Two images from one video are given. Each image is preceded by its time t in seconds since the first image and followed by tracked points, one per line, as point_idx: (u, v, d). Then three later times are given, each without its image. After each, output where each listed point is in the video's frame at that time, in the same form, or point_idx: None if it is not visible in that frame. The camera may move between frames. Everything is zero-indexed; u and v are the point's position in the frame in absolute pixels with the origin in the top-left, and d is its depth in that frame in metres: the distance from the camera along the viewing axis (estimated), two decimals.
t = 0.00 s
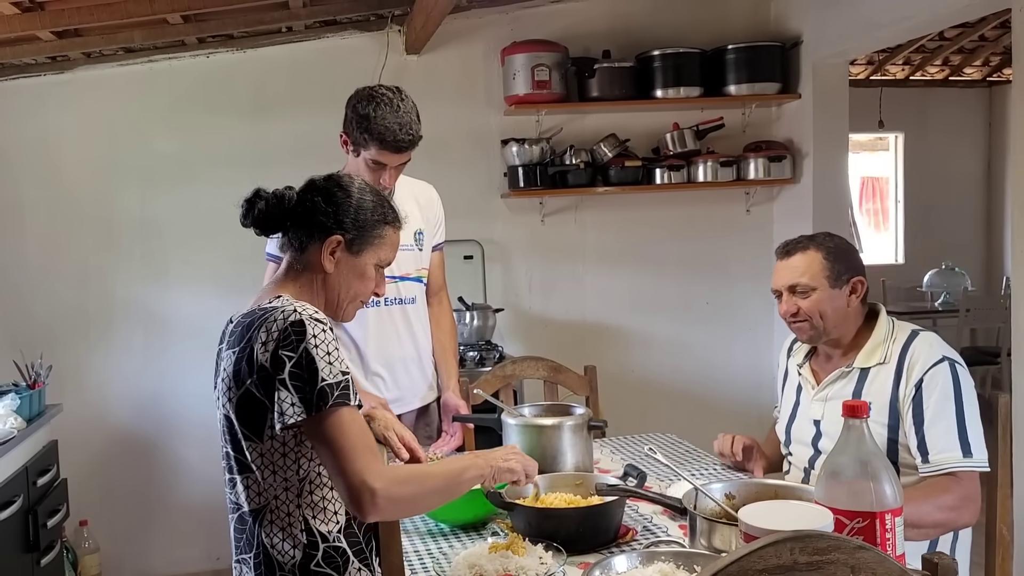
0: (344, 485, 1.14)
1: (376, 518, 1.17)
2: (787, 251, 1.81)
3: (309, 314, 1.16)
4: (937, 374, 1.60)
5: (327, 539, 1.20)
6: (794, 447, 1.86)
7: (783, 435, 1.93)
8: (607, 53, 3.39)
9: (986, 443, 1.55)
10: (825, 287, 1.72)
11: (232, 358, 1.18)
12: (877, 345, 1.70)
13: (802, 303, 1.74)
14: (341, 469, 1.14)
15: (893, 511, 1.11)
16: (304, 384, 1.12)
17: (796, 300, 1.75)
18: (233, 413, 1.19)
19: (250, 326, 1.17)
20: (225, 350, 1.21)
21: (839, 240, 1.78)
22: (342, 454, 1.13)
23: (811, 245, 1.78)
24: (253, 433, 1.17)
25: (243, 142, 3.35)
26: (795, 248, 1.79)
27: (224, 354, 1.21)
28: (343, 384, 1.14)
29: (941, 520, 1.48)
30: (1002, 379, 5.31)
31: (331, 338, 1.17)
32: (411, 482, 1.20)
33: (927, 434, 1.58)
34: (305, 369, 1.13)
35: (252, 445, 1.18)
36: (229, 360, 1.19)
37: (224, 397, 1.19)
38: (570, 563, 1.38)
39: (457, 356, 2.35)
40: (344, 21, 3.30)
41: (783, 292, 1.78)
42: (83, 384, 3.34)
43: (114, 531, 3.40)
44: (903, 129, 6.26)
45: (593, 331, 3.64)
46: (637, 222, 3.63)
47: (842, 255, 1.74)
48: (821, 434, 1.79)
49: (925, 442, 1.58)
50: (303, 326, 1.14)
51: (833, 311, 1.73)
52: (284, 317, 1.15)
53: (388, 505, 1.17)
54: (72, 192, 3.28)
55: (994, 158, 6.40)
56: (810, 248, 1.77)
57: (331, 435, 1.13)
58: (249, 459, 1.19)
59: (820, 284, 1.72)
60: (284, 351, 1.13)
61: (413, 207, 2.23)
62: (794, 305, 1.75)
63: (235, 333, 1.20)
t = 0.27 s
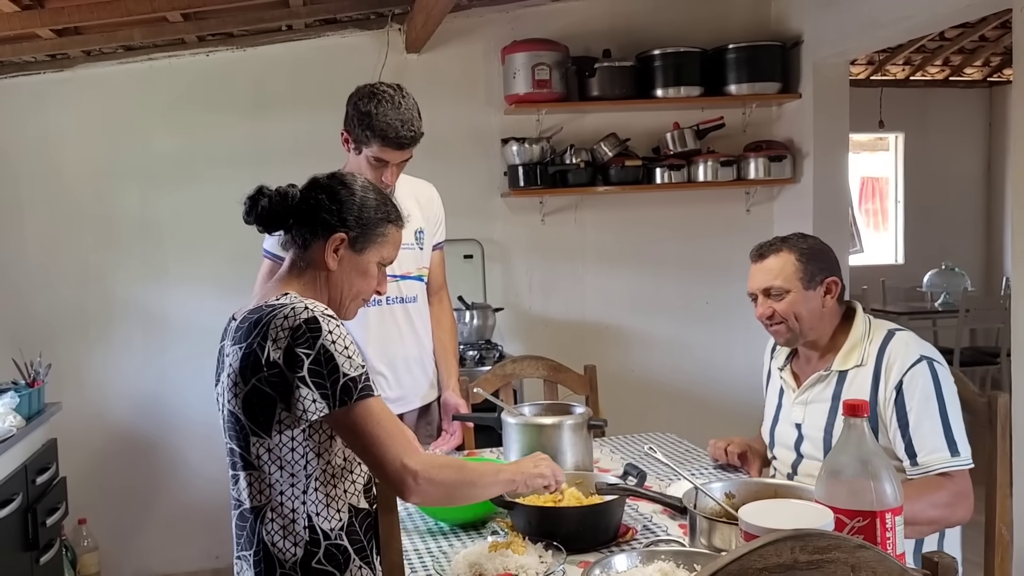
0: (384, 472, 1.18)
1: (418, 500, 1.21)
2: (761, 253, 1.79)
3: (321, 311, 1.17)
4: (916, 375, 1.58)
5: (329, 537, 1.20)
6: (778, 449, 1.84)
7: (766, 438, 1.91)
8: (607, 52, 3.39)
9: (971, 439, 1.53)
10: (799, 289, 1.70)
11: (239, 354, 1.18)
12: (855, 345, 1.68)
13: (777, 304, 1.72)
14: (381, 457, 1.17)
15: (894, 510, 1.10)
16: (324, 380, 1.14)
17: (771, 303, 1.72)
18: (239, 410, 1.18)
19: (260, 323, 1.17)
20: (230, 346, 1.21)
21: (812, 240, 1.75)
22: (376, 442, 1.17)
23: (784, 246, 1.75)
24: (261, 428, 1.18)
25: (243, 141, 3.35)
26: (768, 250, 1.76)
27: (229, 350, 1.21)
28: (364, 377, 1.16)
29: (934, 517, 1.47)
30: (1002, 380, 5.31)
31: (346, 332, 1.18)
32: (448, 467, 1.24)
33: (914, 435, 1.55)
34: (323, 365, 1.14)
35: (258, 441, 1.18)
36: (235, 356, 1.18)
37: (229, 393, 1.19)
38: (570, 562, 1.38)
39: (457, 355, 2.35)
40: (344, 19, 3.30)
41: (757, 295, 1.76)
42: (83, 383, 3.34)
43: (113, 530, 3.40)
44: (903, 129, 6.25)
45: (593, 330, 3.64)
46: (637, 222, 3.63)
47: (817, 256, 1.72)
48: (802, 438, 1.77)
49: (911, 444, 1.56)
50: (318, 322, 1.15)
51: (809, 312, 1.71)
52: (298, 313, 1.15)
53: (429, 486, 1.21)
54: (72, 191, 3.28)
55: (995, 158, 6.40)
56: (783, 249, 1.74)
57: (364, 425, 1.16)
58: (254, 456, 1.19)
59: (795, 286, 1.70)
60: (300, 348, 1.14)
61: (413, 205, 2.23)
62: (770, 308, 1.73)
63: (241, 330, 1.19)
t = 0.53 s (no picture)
0: (391, 471, 1.18)
1: (426, 498, 1.21)
2: (745, 253, 1.76)
3: (329, 311, 1.17)
4: (905, 384, 1.54)
5: (333, 538, 1.19)
6: (761, 451, 1.83)
7: (750, 439, 1.90)
8: (609, 53, 3.38)
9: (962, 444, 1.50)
10: (784, 291, 1.67)
11: (247, 353, 1.17)
12: (839, 351, 1.66)
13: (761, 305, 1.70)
14: (388, 457, 1.17)
15: (898, 513, 1.10)
16: (332, 380, 1.13)
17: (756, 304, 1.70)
18: (246, 408, 1.18)
19: (268, 322, 1.17)
20: (238, 344, 1.20)
21: (798, 241, 1.73)
22: (384, 442, 1.16)
23: (769, 247, 1.72)
24: (268, 427, 1.17)
25: (244, 141, 3.34)
26: (753, 249, 1.74)
27: (237, 348, 1.21)
28: (372, 376, 1.16)
29: (932, 521, 1.44)
30: (1005, 380, 5.30)
31: (354, 332, 1.18)
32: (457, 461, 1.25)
33: (906, 443, 1.51)
34: (332, 364, 1.14)
35: (265, 440, 1.18)
36: (243, 354, 1.18)
37: (236, 392, 1.18)
38: (571, 565, 1.37)
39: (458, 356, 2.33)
40: (346, 20, 3.30)
41: (741, 296, 1.73)
42: (84, 383, 3.34)
43: (113, 530, 3.39)
44: (905, 131, 6.24)
45: (595, 331, 3.63)
46: (639, 223, 3.62)
47: (802, 258, 1.69)
48: (784, 441, 1.76)
49: (902, 451, 1.52)
50: (326, 322, 1.15)
51: (793, 315, 1.69)
52: (306, 313, 1.15)
53: (436, 484, 1.21)
54: (73, 191, 3.27)
55: (997, 159, 6.39)
56: (768, 250, 1.71)
57: (371, 425, 1.16)
58: (260, 454, 1.19)
59: (779, 288, 1.67)
60: (308, 347, 1.14)
61: (414, 206, 2.22)
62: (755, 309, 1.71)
63: (250, 328, 1.19)
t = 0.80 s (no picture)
0: (414, 453, 1.18)
1: (452, 480, 1.21)
2: (733, 260, 1.75)
3: (334, 306, 1.18)
4: (902, 386, 1.55)
5: (334, 537, 1.19)
6: (754, 454, 1.84)
7: (743, 442, 1.91)
8: (610, 54, 3.39)
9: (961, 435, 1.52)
10: (775, 298, 1.67)
11: (251, 352, 1.18)
12: (829, 356, 1.66)
13: (751, 314, 1.69)
14: (410, 438, 1.17)
15: (898, 514, 1.10)
16: (343, 372, 1.14)
17: (747, 313, 1.69)
18: (250, 407, 1.18)
19: (272, 320, 1.17)
20: (242, 344, 1.21)
21: (786, 246, 1.73)
22: (404, 424, 1.16)
23: (758, 254, 1.72)
24: (273, 426, 1.18)
25: (244, 142, 3.34)
26: (741, 256, 1.73)
27: (240, 348, 1.21)
28: (384, 365, 1.16)
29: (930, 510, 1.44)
30: (1004, 382, 5.31)
31: (362, 325, 1.19)
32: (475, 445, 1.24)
33: (911, 441, 1.51)
34: (342, 356, 1.14)
35: (270, 438, 1.18)
36: (247, 353, 1.19)
37: (241, 391, 1.19)
38: (572, 566, 1.37)
39: (458, 356, 2.33)
40: (347, 21, 3.30)
41: (731, 304, 1.73)
42: (84, 384, 3.34)
43: (113, 530, 3.39)
44: (905, 132, 6.25)
45: (595, 332, 3.64)
46: (639, 224, 3.62)
47: (791, 263, 1.69)
48: (777, 445, 1.76)
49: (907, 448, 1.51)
50: (334, 317, 1.16)
51: (784, 321, 1.69)
52: (313, 309, 1.16)
53: (461, 464, 1.21)
54: (74, 191, 3.28)
55: (997, 161, 6.40)
56: (757, 257, 1.71)
57: (390, 409, 1.16)
58: (265, 453, 1.19)
59: (770, 295, 1.67)
60: (316, 343, 1.15)
61: (415, 206, 2.23)
62: (745, 318, 1.70)
63: (253, 328, 1.20)
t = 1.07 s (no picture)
0: (417, 449, 1.19)
1: (452, 474, 1.22)
2: (731, 261, 1.75)
3: (344, 300, 1.18)
4: (901, 382, 1.55)
5: (342, 532, 1.20)
6: (757, 455, 1.84)
7: (746, 441, 1.91)
8: (611, 54, 3.39)
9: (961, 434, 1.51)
10: (773, 297, 1.67)
11: (260, 345, 1.17)
12: (831, 352, 1.66)
13: (751, 314, 1.69)
14: (414, 434, 1.17)
15: (898, 514, 1.10)
16: (352, 365, 1.14)
17: (748, 313, 1.69)
18: (259, 401, 1.18)
19: (282, 313, 1.17)
20: (251, 338, 1.20)
21: (781, 245, 1.72)
22: (409, 420, 1.17)
23: (754, 254, 1.71)
24: (283, 419, 1.17)
25: (245, 141, 3.34)
26: (737, 257, 1.73)
27: (249, 342, 1.21)
28: (392, 359, 1.16)
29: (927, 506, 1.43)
30: (1004, 383, 5.31)
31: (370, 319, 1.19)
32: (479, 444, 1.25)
33: (907, 439, 1.51)
34: (351, 350, 1.14)
35: (279, 432, 1.18)
36: (256, 347, 1.18)
37: (250, 385, 1.18)
38: (572, 565, 1.37)
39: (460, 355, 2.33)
40: (348, 20, 3.30)
41: (730, 305, 1.72)
42: (85, 382, 3.34)
43: (114, 529, 3.39)
44: (906, 133, 6.25)
45: (595, 332, 3.64)
46: (640, 224, 3.62)
47: (787, 261, 1.69)
48: (779, 444, 1.76)
49: (903, 446, 1.52)
50: (343, 310, 1.16)
51: (784, 319, 1.69)
52: (322, 303, 1.16)
53: (462, 460, 1.22)
54: (75, 190, 3.28)
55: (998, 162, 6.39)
56: (753, 257, 1.70)
57: (395, 405, 1.16)
58: (274, 447, 1.19)
59: (768, 295, 1.67)
60: (326, 336, 1.14)
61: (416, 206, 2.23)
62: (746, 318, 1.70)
63: (262, 322, 1.19)
